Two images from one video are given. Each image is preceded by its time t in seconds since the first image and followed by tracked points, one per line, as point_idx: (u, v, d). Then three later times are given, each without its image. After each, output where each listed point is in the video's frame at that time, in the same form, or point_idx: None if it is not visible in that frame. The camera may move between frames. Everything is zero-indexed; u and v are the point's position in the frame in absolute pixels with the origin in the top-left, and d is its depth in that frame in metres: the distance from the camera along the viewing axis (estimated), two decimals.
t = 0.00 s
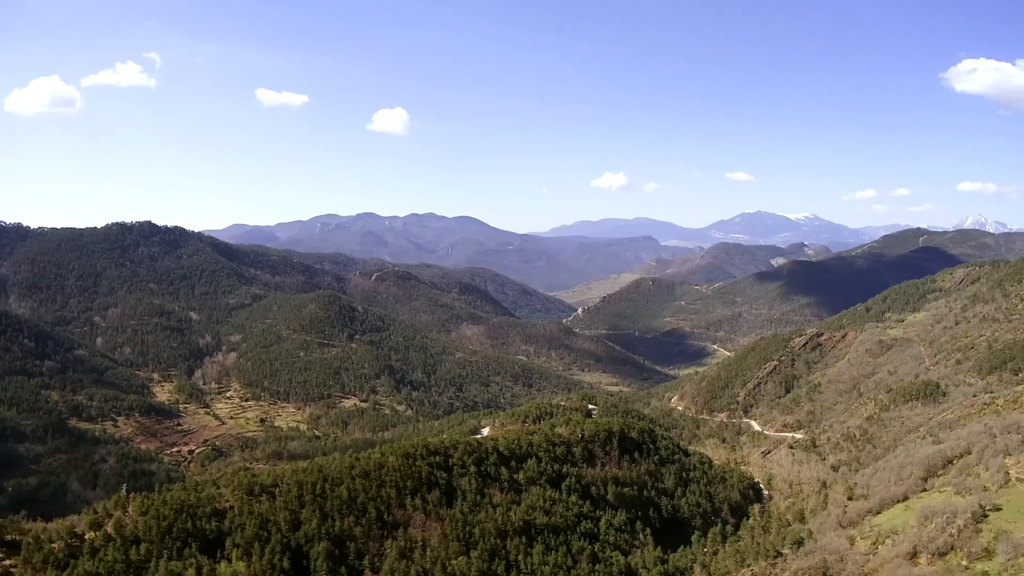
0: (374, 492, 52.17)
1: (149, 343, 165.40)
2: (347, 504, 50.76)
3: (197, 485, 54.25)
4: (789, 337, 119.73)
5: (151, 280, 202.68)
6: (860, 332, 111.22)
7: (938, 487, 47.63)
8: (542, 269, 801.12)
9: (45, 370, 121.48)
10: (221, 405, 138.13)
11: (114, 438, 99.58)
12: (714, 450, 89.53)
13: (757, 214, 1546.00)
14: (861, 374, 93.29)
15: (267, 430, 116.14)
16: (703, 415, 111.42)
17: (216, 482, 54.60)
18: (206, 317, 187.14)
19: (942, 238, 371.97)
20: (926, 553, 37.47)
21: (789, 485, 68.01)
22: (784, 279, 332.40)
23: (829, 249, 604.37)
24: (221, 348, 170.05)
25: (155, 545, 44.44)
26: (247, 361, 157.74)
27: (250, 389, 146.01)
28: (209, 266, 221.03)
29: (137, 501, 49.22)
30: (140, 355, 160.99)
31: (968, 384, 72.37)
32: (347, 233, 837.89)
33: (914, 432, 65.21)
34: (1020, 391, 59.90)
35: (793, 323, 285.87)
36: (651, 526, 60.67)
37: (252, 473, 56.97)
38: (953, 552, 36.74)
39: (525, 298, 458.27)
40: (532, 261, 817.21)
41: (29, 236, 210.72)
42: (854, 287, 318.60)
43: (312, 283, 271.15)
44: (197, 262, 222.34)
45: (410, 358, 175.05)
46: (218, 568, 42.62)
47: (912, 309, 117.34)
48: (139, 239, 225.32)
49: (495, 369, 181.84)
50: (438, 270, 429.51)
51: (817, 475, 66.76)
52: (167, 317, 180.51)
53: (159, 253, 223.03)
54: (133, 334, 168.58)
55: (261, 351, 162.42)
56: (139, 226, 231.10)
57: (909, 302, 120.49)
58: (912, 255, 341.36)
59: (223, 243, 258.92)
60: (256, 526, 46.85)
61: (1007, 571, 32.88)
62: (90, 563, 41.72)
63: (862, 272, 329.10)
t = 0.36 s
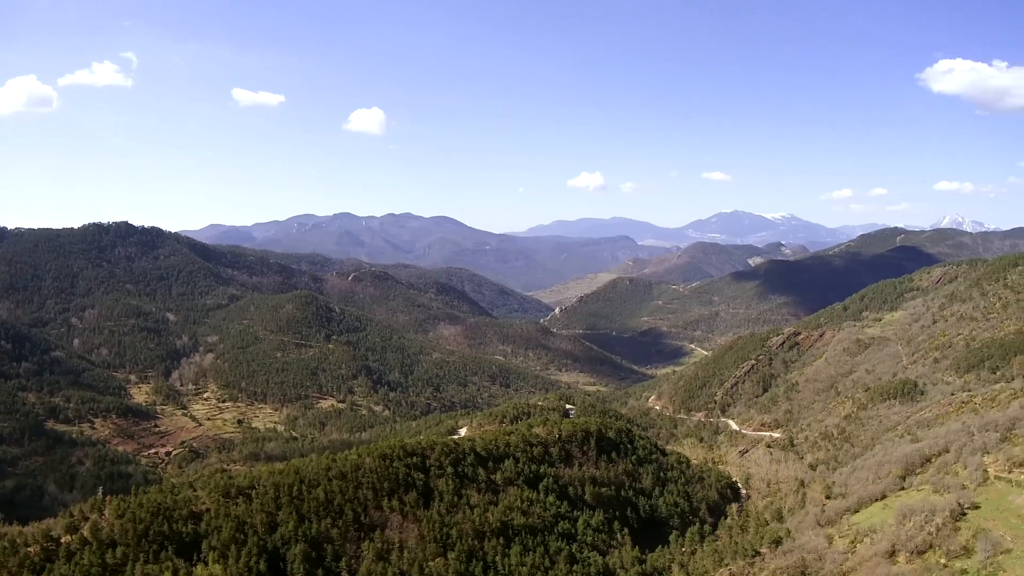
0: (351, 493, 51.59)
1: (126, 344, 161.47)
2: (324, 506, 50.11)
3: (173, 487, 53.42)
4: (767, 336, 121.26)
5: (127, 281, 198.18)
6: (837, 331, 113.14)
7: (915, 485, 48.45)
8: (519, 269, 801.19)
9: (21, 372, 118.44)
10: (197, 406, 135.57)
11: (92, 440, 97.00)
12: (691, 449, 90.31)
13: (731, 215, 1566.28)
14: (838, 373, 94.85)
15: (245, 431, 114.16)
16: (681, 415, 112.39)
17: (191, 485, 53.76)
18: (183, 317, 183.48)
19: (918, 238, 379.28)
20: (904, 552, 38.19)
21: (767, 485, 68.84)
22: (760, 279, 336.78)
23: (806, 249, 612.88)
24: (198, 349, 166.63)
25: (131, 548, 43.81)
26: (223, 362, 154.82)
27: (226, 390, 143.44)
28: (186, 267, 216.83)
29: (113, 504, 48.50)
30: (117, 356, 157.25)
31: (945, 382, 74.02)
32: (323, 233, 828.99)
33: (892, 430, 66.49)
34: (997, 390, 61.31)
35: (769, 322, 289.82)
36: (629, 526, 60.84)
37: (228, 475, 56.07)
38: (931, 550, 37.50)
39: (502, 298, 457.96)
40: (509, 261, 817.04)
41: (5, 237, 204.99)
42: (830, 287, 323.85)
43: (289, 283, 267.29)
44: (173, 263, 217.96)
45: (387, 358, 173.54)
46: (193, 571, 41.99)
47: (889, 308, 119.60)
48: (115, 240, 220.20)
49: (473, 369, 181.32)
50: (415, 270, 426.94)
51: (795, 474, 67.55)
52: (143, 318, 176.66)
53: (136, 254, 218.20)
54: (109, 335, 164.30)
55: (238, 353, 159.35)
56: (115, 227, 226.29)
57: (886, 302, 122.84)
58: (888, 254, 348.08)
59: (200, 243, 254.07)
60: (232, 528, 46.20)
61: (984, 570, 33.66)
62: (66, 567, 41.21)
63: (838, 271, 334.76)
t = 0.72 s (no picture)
0: (332, 494, 51.05)
1: (108, 345, 158.38)
2: (305, 507, 49.56)
3: (155, 489, 52.62)
4: (749, 336, 122.42)
5: (109, 282, 194.44)
6: (818, 331, 114.51)
7: (898, 484, 49.17)
8: (501, 269, 800.71)
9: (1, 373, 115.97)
10: (179, 407, 133.44)
11: (72, 442, 94.87)
12: (674, 449, 90.88)
13: (710, 216, 1580.78)
14: (820, 372, 96.15)
15: (227, 432, 112.45)
16: (663, 414, 113.05)
17: (173, 485, 53.05)
18: (165, 318, 180.51)
19: (900, 238, 385.22)
20: (887, 551, 38.76)
21: (749, 484, 69.47)
22: (741, 279, 340.03)
23: (787, 249, 619.90)
24: (179, 350, 163.92)
25: (112, 551, 43.37)
26: (205, 363, 152.48)
27: (208, 391, 141.34)
28: (167, 267, 213.39)
29: (94, 506, 47.93)
30: (99, 357, 154.17)
31: (927, 382, 75.32)
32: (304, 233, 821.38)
33: (874, 429, 67.53)
34: (979, 389, 62.49)
35: (750, 322, 293.05)
36: (611, 527, 60.98)
37: (211, 477, 55.40)
38: (913, 550, 38.07)
39: (484, 298, 457.26)
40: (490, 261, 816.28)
41: None
42: (811, 287, 327.93)
43: (270, 283, 264.14)
44: (155, 264, 214.21)
45: (369, 358, 172.30)
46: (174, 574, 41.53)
47: (872, 308, 121.65)
48: (97, 241, 215.99)
49: (455, 369, 180.75)
50: (398, 270, 424.66)
51: (777, 473, 68.24)
52: (124, 319, 173.43)
53: (118, 254, 214.22)
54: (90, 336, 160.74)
55: (221, 354, 156.92)
56: (96, 227, 222.16)
57: (868, 302, 124.73)
58: (869, 253, 353.37)
59: (181, 243, 250.13)
60: (213, 531, 45.64)
61: (966, 569, 34.16)
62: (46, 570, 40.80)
63: (819, 271, 339.50)
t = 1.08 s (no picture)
0: (312, 496, 50.43)
1: (87, 346, 155.07)
2: (285, 509, 48.95)
3: (134, 491, 51.63)
4: (729, 336, 123.56)
5: (89, 283, 190.38)
6: (798, 331, 115.89)
7: (879, 483, 49.92)
8: (482, 269, 799.48)
9: None
10: (160, 409, 131.11)
11: (52, 443, 92.69)
12: (655, 449, 91.37)
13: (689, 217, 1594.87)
14: (801, 372, 97.35)
15: (208, 432, 110.54)
16: (644, 414, 113.64)
17: (153, 488, 52.05)
18: (146, 318, 177.24)
19: (882, 237, 391.28)
20: (869, 549, 39.34)
21: (730, 484, 70.06)
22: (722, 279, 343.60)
23: (768, 248, 626.40)
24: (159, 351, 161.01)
25: (91, 554, 42.51)
26: (186, 364, 149.97)
27: (188, 392, 138.92)
28: (148, 268, 209.68)
29: (74, 509, 46.83)
30: (79, 358, 150.79)
31: (908, 381, 76.68)
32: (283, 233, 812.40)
33: (856, 428, 68.59)
34: (959, 388, 63.74)
35: (731, 321, 296.26)
36: (593, 527, 61.08)
37: (191, 478, 54.46)
38: (896, 548, 38.64)
39: (464, 298, 456.07)
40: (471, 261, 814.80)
41: None
42: (791, 286, 331.78)
43: (249, 283, 260.66)
44: (135, 264, 210.22)
45: (350, 359, 170.81)
46: None
47: (853, 306, 123.63)
48: (78, 241, 211.39)
49: (435, 369, 179.94)
50: (378, 271, 421.95)
51: (758, 473, 68.91)
52: (105, 320, 169.94)
53: (98, 255, 209.90)
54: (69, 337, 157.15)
55: (202, 355, 154.37)
56: (76, 227, 217.69)
57: (850, 301, 126.65)
58: (851, 253, 358.65)
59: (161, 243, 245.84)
60: (193, 533, 44.86)
61: (948, 566, 34.74)
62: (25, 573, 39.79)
63: (800, 270, 344.13)
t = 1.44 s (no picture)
0: (290, 498, 49.75)
1: (66, 348, 151.16)
2: (263, 511, 48.23)
3: (112, 493, 50.42)
4: (708, 335, 124.75)
5: (68, 284, 185.64)
6: (777, 331, 117.40)
7: (858, 482, 50.71)
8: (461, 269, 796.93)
9: None
10: (139, 410, 128.39)
11: (31, 446, 90.22)
12: (634, 449, 91.84)
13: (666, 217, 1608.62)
14: (780, 372, 98.62)
15: (187, 434, 108.46)
16: (623, 414, 114.20)
17: (131, 490, 50.88)
18: (125, 319, 173.52)
19: (860, 237, 397.63)
20: (849, 549, 39.96)
21: (709, 483, 70.71)
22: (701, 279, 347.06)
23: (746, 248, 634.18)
24: (137, 351, 157.61)
25: (68, 557, 41.52)
26: (165, 365, 147.12)
27: (167, 394, 136.12)
28: (126, 268, 205.34)
29: (52, 513, 45.52)
30: (59, 360, 146.85)
31: (887, 380, 78.09)
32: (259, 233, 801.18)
33: (834, 427, 69.70)
34: (937, 387, 65.07)
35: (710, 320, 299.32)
36: (571, 527, 61.18)
37: (169, 480, 53.32)
38: (876, 546, 39.32)
39: (443, 298, 454.16)
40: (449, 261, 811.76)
41: None
42: (768, 286, 335.76)
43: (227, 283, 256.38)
44: (113, 265, 205.46)
45: (328, 359, 168.96)
46: None
47: (832, 305, 125.58)
48: (57, 242, 205.96)
49: (414, 370, 178.84)
50: (356, 271, 418.22)
51: (737, 472, 69.57)
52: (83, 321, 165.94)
53: (77, 256, 204.85)
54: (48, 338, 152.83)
55: (182, 356, 151.40)
56: (54, 226, 212.52)
57: (829, 300, 128.63)
58: (829, 253, 364.16)
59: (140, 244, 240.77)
60: (171, 536, 43.96)
61: (928, 564, 35.45)
62: None
63: (778, 270, 348.67)
